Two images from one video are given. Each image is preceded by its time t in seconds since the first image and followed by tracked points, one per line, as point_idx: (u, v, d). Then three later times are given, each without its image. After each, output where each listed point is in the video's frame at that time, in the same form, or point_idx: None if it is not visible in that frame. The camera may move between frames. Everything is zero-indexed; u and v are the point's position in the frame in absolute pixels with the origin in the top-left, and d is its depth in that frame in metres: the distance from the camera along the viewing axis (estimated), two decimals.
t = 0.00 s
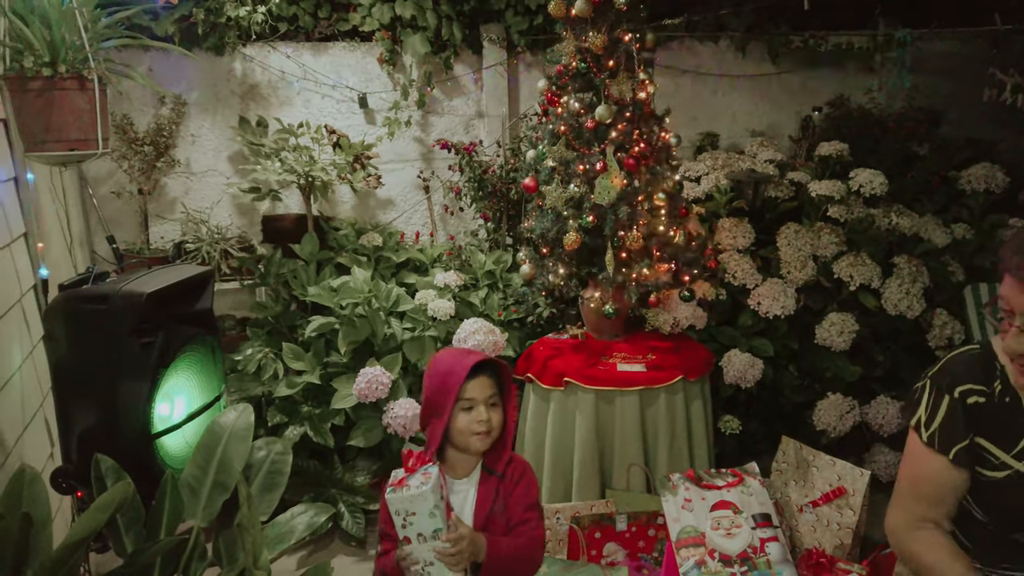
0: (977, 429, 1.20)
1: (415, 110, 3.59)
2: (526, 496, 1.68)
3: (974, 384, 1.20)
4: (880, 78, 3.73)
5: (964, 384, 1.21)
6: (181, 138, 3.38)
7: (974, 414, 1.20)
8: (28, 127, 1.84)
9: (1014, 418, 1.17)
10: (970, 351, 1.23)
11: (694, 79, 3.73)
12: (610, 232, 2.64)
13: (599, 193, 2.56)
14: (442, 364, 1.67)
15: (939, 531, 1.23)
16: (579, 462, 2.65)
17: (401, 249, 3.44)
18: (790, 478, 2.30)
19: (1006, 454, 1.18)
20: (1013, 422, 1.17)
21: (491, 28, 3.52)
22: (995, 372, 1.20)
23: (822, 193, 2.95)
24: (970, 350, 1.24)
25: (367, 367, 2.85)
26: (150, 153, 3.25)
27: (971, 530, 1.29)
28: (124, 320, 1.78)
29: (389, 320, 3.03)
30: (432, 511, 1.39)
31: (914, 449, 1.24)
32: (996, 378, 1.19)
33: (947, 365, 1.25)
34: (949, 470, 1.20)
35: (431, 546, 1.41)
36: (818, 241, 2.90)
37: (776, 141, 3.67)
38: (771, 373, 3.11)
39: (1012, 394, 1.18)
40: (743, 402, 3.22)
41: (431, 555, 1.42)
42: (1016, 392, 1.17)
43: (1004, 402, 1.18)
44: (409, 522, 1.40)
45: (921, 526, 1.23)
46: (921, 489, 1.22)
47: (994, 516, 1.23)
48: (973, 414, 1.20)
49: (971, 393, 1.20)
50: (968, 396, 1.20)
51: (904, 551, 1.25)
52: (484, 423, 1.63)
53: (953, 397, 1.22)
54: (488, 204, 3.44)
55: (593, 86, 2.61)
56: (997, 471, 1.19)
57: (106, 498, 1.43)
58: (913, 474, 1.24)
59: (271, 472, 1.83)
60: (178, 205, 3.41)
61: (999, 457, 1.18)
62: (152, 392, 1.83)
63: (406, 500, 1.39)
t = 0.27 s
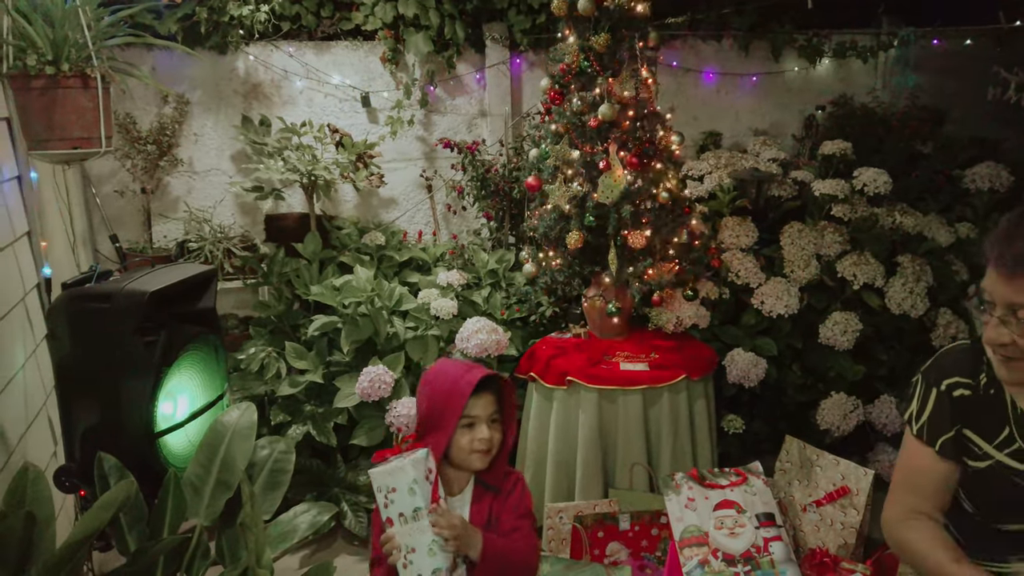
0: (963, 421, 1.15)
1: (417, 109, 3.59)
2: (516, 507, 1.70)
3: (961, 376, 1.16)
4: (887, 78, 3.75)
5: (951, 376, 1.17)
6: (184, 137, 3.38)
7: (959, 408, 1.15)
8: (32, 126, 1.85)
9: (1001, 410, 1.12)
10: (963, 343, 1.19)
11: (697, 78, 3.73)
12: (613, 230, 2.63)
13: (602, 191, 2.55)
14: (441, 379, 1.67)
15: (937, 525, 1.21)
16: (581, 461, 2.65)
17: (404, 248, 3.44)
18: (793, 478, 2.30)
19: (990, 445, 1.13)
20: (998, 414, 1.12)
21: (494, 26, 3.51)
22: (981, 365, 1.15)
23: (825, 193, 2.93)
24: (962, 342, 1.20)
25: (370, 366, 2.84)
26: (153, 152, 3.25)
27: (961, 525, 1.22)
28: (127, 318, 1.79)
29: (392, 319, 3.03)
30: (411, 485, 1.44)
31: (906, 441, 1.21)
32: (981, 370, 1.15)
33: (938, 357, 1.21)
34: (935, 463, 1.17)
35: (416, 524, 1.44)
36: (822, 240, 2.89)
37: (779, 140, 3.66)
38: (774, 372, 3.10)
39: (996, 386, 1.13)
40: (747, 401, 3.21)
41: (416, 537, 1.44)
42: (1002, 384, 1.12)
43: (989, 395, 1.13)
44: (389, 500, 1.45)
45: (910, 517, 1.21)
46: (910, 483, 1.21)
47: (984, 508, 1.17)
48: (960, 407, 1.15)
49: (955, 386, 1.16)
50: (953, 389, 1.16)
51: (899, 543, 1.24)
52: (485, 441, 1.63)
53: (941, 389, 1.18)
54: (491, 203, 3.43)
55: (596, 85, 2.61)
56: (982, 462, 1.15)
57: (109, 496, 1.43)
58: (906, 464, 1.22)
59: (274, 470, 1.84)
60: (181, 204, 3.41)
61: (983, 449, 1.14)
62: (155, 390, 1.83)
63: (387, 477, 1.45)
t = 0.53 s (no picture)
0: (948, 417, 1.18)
1: (421, 108, 3.59)
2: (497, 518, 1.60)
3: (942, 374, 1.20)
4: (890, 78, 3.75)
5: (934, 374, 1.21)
6: (188, 136, 3.38)
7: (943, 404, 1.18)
8: (37, 125, 1.85)
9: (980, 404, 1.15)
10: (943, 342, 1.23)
11: (702, 78, 3.73)
12: (617, 230, 2.62)
13: (606, 191, 2.55)
14: (402, 393, 1.45)
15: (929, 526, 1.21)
16: (586, 461, 2.64)
17: (408, 248, 3.45)
18: (798, 478, 2.30)
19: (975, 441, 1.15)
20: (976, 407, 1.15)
21: (499, 26, 3.50)
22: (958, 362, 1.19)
23: (829, 192, 2.92)
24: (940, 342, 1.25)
25: (374, 365, 2.84)
26: (157, 151, 3.24)
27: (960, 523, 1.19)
28: (133, 317, 1.79)
29: (396, 319, 3.03)
30: (388, 486, 1.31)
31: (895, 443, 1.26)
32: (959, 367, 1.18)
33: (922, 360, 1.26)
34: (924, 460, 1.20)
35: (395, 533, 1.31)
36: (826, 239, 2.89)
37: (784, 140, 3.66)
38: (778, 372, 3.10)
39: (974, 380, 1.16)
40: (750, 401, 3.21)
41: (390, 545, 1.31)
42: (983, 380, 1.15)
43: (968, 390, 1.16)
44: (366, 502, 1.32)
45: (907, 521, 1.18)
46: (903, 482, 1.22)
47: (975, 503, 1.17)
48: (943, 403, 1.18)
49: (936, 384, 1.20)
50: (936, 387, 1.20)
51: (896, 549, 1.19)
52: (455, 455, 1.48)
53: (925, 388, 1.22)
54: (495, 202, 3.43)
55: (600, 84, 2.60)
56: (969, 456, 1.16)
57: (114, 495, 1.43)
58: (896, 464, 1.25)
59: (279, 470, 1.84)
60: (185, 203, 3.41)
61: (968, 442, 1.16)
62: (160, 388, 1.84)
63: (364, 476, 1.32)
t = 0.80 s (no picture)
0: (944, 416, 1.14)
1: (425, 108, 3.59)
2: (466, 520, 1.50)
3: (937, 371, 1.16)
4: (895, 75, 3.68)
5: (926, 371, 1.17)
6: (192, 136, 3.39)
7: (938, 402, 1.15)
8: (43, 124, 1.86)
9: (979, 402, 1.12)
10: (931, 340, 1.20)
11: (706, 77, 3.72)
12: (621, 229, 2.62)
13: (610, 190, 2.55)
14: (392, 403, 1.24)
15: (925, 526, 1.18)
16: (589, 460, 2.64)
17: (411, 247, 3.45)
18: (802, 478, 2.29)
19: (972, 436, 1.12)
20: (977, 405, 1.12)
21: (502, 25, 3.50)
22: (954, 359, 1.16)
23: (834, 192, 2.92)
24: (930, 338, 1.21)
25: (378, 364, 2.84)
26: (162, 150, 3.26)
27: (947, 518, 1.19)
28: (138, 316, 1.79)
29: (399, 318, 3.03)
30: (379, 496, 1.18)
31: (887, 439, 1.20)
32: (954, 364, 1.15)
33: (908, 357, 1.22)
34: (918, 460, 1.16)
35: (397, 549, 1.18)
36: (831, 239, 2.88)
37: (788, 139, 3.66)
38: (782, 372, 3.10)
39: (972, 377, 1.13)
40: (755, 400, 3.20)
41: (388, 557, 1.18)
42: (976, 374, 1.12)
43: (965, 388, 1.13)
44: (359, 517, 1.20)
45: (899, 520, 1.18)
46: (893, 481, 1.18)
47: (969, 500, 1.15)
48: (938, 401, 1.15)
49: (931, 381, 1.16)
50: (930, 385, 1.16)
51: (888, 547, 1.19)
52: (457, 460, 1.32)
53: (917, 386, 1.18)
54: (499, 201, 3.43)
55: (604, 83, 2.60)
56: (966, 455, 1.13)
57: (118, 494, 1.44)
58: (889, 463, 1.19)
59: (283, 468, 1.84)
60: (190, 202, 3.42)
61: (966, 441, 1.13)
62: (164, 387, 1.84)
63: (352, 493, 1.21)
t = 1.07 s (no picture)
0: (955, 413, 1.17)
1: (430, 108, 3.59)
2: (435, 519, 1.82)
3: (949, 370, 1.18)
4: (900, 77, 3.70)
5: (938, 369, 1.19)
6: (198, 136, 3.39)
7: (949, 399, 1.17)
8: (50, 125, 1.87)
9: (989, 402, 1.14)
10: (944, 338, 1.22)
11: (710, 77, 3.72)
12: (626, 229, 2.62)
13: (615, 190, 2.54)
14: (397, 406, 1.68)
15: (928, 522, 1.21)
16: (594, 460, 2.64)
17: (416, 246, 3.45)
18: (807, 478, 2.29)
19: (981, 435, 1.15)
20: (988, 405, 1.14)
21: (507, 25, 3.50)
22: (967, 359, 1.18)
23: (839, 192, 2.90)
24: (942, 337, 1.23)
25: (382, 364, 2.85)
26: (167, 151, 3.27)
27: (952, 512, 1.23)
28: (144, 316, 1.80)
29: (404, 318, 3.03)
30: (394, 530, 1.32)
31: (895, 436, 1.23)
32: (967, 363, 1.17)
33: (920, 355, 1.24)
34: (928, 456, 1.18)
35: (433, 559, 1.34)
36: (836, 239, 2.88)
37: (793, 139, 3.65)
38: (787, 373, 3.09)
39: (984, 376, 1.15)
40: (759, 401, 3.20)
41: None
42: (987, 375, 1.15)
43: (976, 387, 1.16)
44: (376, 561, 1.30)
45: (905, 514, 1.21)
46: (902, 477, 1.21)
47: (975, 497, 1.18)
48: (949, 399, 1.17)
49: (943, 379, 1.18)
50: (941, 382, 1.18)
51: (893, 541, 1.22)
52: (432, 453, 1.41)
53: (929, 384, 1.20)
54: (503, 201, 3.43)
55: (609, 83, 2.60)
56: (973, 453, 1.16)
57: (124, 493, 1.44)
58: (895, 458, 1.22)
59: (288, 468, 1.84)
60: (195, 202, 3.43)
61: (974, 439, 1.16)
62: (170, 387, 1.84)
63: (359, 539, 1.31)
